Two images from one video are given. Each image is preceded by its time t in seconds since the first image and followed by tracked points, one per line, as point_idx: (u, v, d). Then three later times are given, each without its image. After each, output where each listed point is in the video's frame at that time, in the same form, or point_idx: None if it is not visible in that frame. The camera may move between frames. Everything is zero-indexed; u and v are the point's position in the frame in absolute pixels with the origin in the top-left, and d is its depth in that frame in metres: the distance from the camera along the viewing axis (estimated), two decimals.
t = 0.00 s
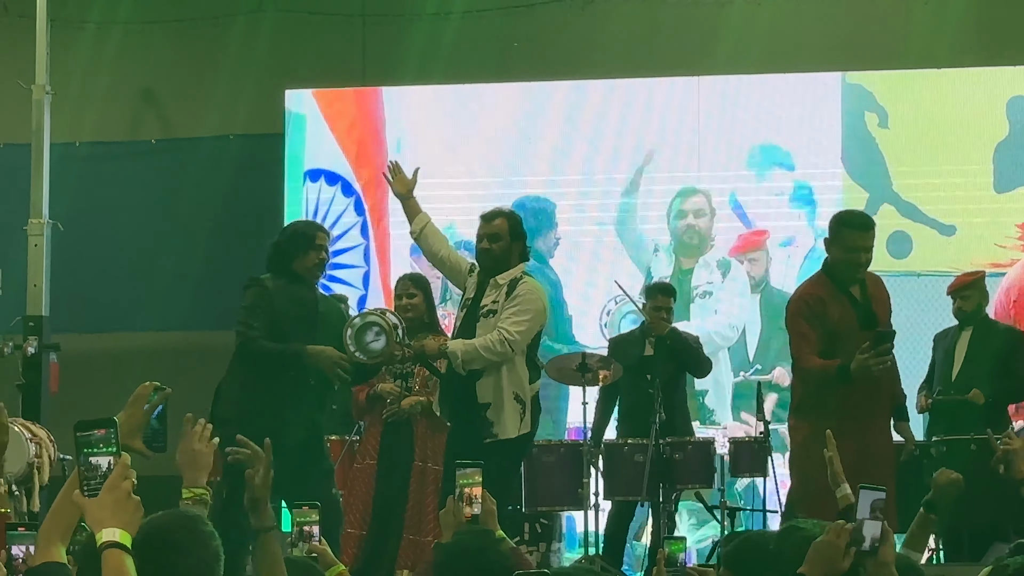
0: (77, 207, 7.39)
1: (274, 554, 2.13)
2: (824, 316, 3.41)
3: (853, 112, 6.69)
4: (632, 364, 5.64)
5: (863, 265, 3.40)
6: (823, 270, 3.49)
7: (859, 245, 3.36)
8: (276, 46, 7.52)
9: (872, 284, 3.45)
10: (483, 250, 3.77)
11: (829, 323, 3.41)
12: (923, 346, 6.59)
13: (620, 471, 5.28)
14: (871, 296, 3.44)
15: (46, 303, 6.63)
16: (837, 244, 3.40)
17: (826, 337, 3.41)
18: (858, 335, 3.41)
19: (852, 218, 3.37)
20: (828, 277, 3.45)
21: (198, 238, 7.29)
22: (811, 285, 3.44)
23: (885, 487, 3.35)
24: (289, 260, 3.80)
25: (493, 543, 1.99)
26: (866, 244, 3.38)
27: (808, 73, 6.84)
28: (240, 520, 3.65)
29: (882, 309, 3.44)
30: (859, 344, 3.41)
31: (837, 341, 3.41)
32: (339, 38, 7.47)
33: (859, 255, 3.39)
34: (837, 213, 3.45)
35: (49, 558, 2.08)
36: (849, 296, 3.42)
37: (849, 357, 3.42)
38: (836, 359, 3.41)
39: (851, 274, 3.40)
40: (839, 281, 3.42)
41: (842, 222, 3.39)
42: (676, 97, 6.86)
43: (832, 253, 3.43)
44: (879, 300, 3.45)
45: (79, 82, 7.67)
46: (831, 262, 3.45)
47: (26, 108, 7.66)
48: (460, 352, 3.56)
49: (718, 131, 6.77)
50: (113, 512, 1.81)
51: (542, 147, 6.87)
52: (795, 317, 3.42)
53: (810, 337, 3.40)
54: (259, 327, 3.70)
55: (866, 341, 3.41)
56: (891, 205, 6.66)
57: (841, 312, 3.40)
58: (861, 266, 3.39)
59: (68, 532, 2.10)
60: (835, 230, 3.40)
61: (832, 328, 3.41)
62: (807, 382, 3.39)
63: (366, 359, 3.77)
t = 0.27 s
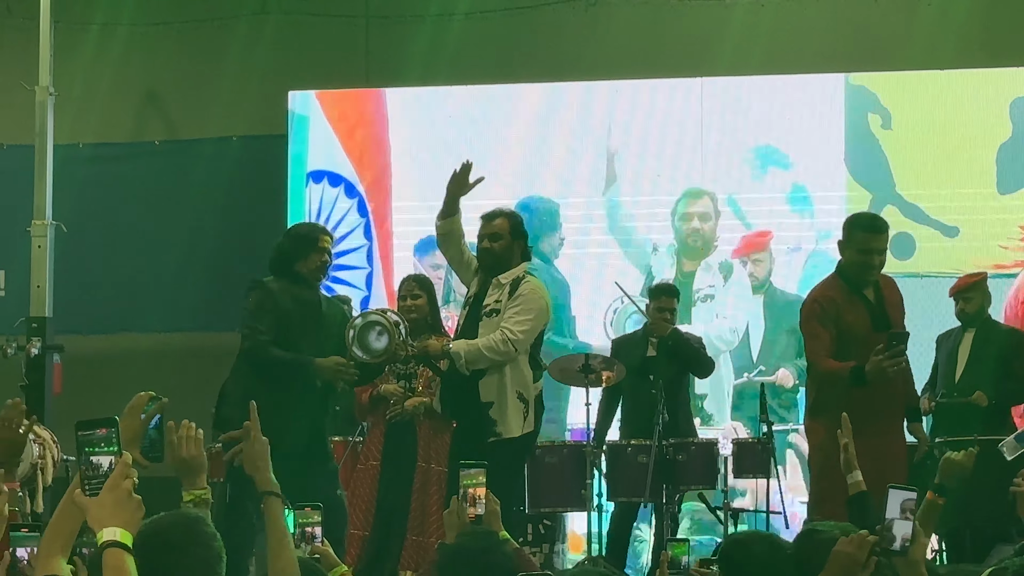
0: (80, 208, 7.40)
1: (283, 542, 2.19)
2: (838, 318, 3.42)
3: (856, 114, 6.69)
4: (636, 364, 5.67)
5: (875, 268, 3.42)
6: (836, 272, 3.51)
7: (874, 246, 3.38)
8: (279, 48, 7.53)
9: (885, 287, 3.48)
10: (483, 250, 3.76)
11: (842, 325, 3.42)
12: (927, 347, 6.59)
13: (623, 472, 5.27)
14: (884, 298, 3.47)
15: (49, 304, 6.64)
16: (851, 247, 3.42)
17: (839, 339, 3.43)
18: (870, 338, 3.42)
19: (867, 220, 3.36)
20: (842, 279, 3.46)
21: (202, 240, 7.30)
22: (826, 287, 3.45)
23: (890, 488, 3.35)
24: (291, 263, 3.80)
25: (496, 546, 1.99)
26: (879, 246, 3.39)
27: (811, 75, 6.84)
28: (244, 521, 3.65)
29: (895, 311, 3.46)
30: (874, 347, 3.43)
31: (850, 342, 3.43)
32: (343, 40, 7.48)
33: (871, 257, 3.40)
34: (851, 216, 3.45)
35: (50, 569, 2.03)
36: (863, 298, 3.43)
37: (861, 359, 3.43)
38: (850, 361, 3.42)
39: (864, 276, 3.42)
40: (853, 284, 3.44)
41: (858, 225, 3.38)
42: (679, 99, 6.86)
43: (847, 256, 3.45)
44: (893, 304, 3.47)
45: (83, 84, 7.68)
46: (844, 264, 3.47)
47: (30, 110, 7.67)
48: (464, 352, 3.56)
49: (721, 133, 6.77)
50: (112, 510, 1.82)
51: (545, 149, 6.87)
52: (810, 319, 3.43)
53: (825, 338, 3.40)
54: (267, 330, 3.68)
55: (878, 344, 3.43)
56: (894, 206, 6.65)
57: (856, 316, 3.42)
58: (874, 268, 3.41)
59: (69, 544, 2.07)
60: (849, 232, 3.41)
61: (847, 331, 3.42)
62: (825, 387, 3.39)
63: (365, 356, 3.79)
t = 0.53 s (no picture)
0: (84, 211, 7.42)
1: (307, 510, 2.49)
2: (847, 318, 3.42)
3: (860, 115, 6.67)
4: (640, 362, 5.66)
5: (885, 267, 3.42)
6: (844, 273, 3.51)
7: (883, 246, 3.37)
8: (283, 49, 7.53)
9: (893, 287, 3.48)
10: (490, 251, 3.78)
11: (851, 325, 3.42)
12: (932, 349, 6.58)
13: (626, 474, 5.24)
14: (892, 298, 3.46)
15: (53, 305, 6.65)
16: (860, 246, 3.41)
17: (847, 339, 3.44)
18: (878, 338, 3.43)
19: (876, 220, 3.35)
20: (851, 280, 3.46)
21: (205, 241, 7.31)
22: (835, 288, 3.44)
23: (893, 488, 3.35)
24: (295, 262, 3.82)
25: (500, 547, 1.98)
26: (888, 245, 3.37)
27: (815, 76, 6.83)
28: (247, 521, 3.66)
29: (902, 313, 3.47)
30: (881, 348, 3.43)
31: (859, 342, 3.44)
32: (346, 41, 7.48)
33: (881, 257, 3.40)
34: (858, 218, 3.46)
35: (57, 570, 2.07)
36: (871, 298, 3.44)
37: (868, 359, 3.43)
38: (859, 361, 3.42)
39: (872, 276, 3.42)
40: (861, 284, 3.44)
41: (867, 225, 3.38)
42: (682, 100, 6.85)
43: (854, 257, 3.45)
44: (900, 305, 3.47)
45: (86, 85, 7.69)
46: (852, 265, 3.47)
47: (33, 111, 7.67)
48: (468, 353, 3.56)
49: (725, 134, 6.77)
50: (117, 511, 1.81)
51: (548, 150, 6.87)
52: (819, 318, 3.41)
53: (833, 338, 3.39)
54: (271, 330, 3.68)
55: (885, 344, 3.43)
56: (897, 208, 6.64)
57: (865, 316, 3.42)
58: (884, 268, 3.40)
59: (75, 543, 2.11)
60: (859, 232, 3.40)
61: (856, 331, 3.43)
62: (834, 384, 3.38)
63: (374, 360, 3.75)
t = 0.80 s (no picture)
0: (89, 213, 7.43)
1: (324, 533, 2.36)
2: (854, 319, 3.42)
3: (864, 117, 6.67)
4: (642, 366, 5.67)
5: (891, 269, 3.41)
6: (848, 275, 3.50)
7: (887, 248, 3.37)
8: (287, 51, 7.53)
9: (898, 288, 3.46)
10: (494, 256, 3.77)
11: (857, 327, 3.42)
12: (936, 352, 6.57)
13: (629, 476, 5.24)
14: (896, 299, 3.44)
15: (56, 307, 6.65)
16: (865, 248, 3.42)
17: (853, 340, 3.42)
18: (884, 340, 3.42)
19: (881, 222, 3.37)
20: (856, 281, 3.45)
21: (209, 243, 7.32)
22: (840, 288, 3.45)
23: (897, 491, 3.34)
24: (302, 265, 3.82)
25: (504, 550, 1.97)
26: (893, 247, 3.38)
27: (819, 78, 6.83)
28: (250, 523, 3.66)
29: (907, 314, 3.46)
30: (887, 349, 3.42)
31: (865, 343, 3.42)
32: (350, 44, 7.48)
33: (887, 259, 3.39)
34: (863, 220, 3.46)
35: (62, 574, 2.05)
36: (877, 298, 3.42)
37: (875, 360, 3.42)
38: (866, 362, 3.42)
39: (877, 277, 3.41)
40: (866, 285, 3.43)
41: (871, 227, 3.39)
42: (685, 102, 6.85)
43: (860, 257, 3.45)
44: (904, 305, 3.46)
45: (90, 87, 7.69)
46: (857, 265, 3.46)
47: (37, 113, 7.67)
48: (472, 356, 3.56)
49: (728, 136, 6.76)
50: (126, 514, 1.81)
51: (551, 152, 6.87)
52: (826, 321, 3.43)
53: (841, 339, 3.41)
54: (270, 332, 3.69)
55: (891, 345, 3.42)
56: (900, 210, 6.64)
57: (871, 317, 3.40)
58: (889, 270, 3.39)
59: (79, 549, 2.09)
60: (864, 233, 3.41)
61: (863, 332, 3.41)
62: (840, 384, 3.38)
63: (377, 366, 3.75)
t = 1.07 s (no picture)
0: (91, 217, 7.44)
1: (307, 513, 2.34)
2: (854, 322, 3.41)
3: (865, 121, 6.68)
4: (645, 369, 5.66)
5: (891, 273, 3.42)
6: (848, 278, 3.50)
7: (888, 252, 3.38)
8: (288, 56, 7.54)
9: (897, 292, 3.49)
10: (493, 258, 3.78)
11: (857, 331, 3.42)
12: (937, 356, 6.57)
13: (631, 480, 5.25)
14: (895, 302, 3.47)
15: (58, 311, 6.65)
16: (867, 251, 3.41)
17: (853, 344, 3.42)
18: (884, 343, 3.42)
19: (882, 226, 3.36)
20: (856, 284, 3.45)
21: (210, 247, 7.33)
22: (842, 292, 3.43)
23: (899, 495, 3.33)
24: (302, 271, 3.79)
25: (506, 554, 1.96)
26: (894, 252, 3.39)
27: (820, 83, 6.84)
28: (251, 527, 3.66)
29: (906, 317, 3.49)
30: (888, 352, 3.42)
31: (865, 347, 3.42)
32: (351, 48, 7.49)
33: (887, 262, 3.40)
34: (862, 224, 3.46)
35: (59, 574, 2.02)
36: (877, 302, 3.43)
37: (875, 364, 3.42)
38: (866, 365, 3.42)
39: (876, 281, 3.41)
40: (867, 288, 3.43)
41: (871, 231, 3.39)
42: (687, 106, 6.85)
43: (860, 261, 3.45)
44: (903, 309, 3.49)
45: (92, 91, 7.70)
46: (857, 269, 3.46)
47: (38, 117, 7.68)
48: (473, 358, 3.55)
49: (730, 140, 6.76)
50: (128, 518, 1.81)
51: (552, 157, 6.88)
52: (826, 324, 3.41)
53: (841, 343, 3.39)
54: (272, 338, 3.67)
55: (892, 348, 3.42)
56: (902, 215, 6.64)
57: (872, 321, 3.42)
58: (889, 273, 3.40)
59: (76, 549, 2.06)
60: (864, 237, 3.41)
61: (863, 336, 3.41)
62: (841, 388, 3.37)
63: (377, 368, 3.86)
